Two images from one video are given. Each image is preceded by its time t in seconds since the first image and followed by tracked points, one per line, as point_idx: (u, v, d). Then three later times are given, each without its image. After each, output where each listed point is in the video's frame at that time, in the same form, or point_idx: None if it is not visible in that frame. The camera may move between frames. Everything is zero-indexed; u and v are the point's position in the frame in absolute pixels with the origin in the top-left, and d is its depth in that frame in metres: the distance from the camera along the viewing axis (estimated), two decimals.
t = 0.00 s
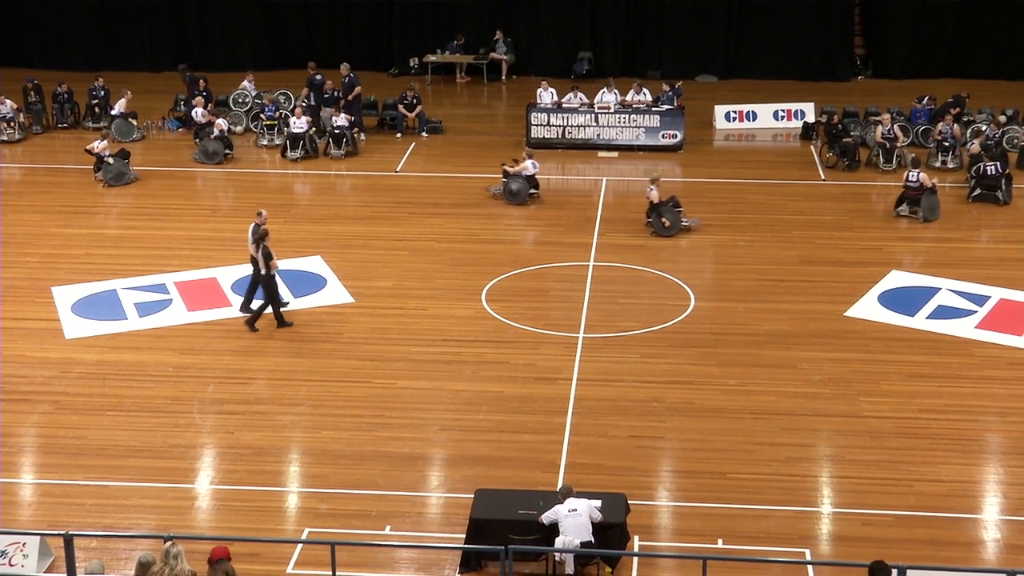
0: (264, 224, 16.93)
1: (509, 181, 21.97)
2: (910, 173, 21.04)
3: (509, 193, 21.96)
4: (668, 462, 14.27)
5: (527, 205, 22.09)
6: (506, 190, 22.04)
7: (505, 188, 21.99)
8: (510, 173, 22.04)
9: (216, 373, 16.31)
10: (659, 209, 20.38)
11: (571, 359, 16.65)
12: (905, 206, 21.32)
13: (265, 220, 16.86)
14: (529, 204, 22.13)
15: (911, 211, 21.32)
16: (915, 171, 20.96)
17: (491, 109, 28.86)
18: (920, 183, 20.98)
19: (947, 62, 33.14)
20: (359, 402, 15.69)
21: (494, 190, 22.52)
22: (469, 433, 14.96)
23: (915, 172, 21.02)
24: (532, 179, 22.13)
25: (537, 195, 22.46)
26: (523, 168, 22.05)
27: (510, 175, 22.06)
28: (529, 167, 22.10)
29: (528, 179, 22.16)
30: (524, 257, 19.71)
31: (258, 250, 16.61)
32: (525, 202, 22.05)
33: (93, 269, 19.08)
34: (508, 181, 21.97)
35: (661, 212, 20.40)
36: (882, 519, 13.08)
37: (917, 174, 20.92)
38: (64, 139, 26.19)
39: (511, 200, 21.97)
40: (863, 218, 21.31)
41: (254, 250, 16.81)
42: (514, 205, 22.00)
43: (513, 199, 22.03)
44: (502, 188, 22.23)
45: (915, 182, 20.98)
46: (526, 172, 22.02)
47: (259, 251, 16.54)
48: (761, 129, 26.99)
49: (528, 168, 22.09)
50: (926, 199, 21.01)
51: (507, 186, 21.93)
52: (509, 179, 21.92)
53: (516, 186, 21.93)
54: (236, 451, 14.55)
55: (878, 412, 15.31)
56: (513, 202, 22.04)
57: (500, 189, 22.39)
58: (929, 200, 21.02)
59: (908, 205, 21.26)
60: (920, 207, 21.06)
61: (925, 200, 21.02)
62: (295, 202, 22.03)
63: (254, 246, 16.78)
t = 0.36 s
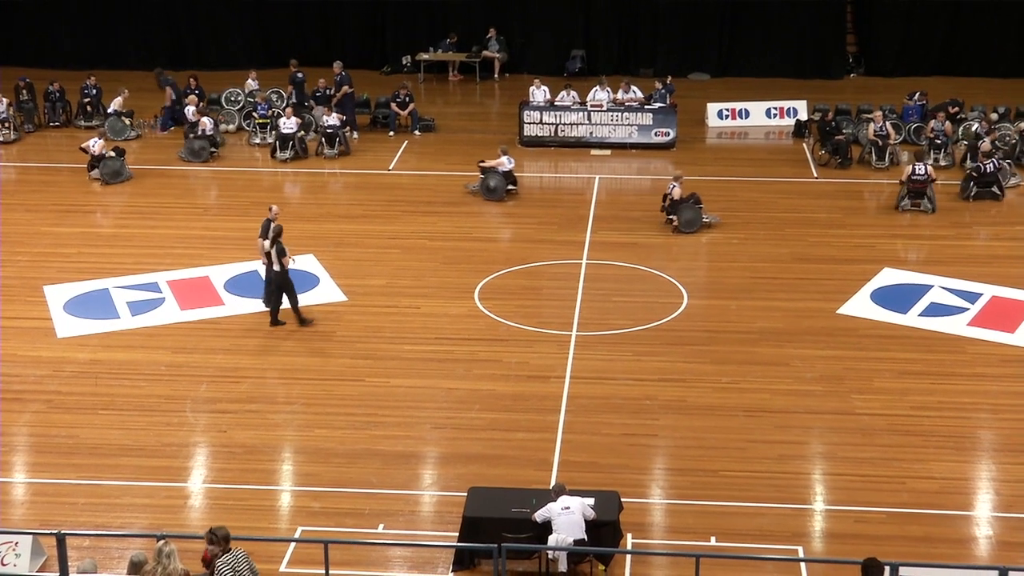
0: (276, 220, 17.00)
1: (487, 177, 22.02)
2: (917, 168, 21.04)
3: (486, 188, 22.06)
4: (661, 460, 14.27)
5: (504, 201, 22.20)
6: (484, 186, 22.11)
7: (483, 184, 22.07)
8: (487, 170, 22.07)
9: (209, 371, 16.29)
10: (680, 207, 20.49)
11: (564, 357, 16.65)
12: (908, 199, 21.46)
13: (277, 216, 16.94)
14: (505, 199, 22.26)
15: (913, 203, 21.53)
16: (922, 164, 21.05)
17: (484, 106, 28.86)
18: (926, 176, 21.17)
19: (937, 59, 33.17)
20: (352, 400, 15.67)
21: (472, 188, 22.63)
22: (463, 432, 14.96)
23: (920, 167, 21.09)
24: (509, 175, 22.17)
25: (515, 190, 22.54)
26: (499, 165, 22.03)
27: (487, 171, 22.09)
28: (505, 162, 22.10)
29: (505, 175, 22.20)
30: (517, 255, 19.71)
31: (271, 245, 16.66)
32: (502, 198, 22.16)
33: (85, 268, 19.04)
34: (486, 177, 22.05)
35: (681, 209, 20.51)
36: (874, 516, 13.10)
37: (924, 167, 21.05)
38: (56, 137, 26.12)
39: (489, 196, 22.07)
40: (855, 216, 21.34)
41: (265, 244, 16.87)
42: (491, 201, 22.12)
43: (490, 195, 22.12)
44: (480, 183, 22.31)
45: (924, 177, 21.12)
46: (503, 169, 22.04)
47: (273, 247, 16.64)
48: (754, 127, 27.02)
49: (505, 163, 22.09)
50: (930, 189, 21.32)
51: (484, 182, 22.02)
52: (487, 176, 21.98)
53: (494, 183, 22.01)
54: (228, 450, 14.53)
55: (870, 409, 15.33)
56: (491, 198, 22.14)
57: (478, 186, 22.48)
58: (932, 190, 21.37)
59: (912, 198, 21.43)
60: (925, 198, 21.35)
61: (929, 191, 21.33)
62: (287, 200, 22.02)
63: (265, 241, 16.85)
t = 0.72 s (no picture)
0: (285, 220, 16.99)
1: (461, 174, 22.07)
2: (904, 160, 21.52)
3: (460, 184, 22.12)
4: (651, 458, 14.28)
5: (477, 198, 22.26)
6: (457, 182, 22.16)
7: (457, 181, 22.11)
8: (460, 166, 22.08)
9: (198, 370, 16.27)
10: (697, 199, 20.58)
11: (553, 356, 16.66)
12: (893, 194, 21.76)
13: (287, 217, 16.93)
14: (479, 196, 22.33)
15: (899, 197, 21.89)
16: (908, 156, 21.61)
17: (473, 105, 28.84)
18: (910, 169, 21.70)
19: (926, 57, 33.21)
20: (341, 399, 15.66)
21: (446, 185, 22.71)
22: (452, 430, 14.95)
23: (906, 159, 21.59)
24: (482, 172, 22.18)
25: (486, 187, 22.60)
26: (472, 161, 22.03)
27: (460, 167, 22.11)
28: (479, 159, 22.14)
29: (480, 171, 22.21)
30: (506, 253, 19.73)
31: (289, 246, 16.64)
32: (475, 195, 22.21)
33: (73, 268, 19.00)
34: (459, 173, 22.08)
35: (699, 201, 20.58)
36: (863, 513, 13.12)
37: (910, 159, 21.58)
38: (44, 137, 26.04)
39: (462, 193, 22.12)
40: (844, 213, 21.38)
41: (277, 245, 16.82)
42: (464, 198, 22.19)
43: (464, 191, 22.18)
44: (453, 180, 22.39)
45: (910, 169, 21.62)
46: (475, 166, 22.04)
47: (286, 244, 16.69)
48: (743, 125, 27.05)
49: (478, 160, 22.10)
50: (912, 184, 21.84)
51: (458, 178, 22.07)
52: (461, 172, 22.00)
53: (467, 180, 22.04)
54: (218, 449, 14.51)
55: (859, 406, 15.35)
56: (464, 194, 22.20)
57: (452, 182, 22.55)
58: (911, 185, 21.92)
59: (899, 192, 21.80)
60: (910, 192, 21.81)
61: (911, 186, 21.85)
62: (276, 199, 21.99)
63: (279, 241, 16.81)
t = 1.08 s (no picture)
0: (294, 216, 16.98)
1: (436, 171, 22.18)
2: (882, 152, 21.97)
3: (433, 182, 22.22)
4: (640, 456, 14.30)
5: (451, 195, 22.39)
6: (431, 179, 22.27)
7: (431, 177, 22.22)
8: (434, 163, 22.28)
9: (186, 370, 16.25)
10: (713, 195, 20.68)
11: (541, 354, 16.66)
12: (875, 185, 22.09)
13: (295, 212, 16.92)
14: (452, 193, 22.43)
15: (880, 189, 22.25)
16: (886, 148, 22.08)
17: (461, 104, 28.84)
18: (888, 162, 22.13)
19: (913, 54, 33.27)
20: (330, 398, 15.65)
21: (419, 182, 22.81)
22: (440, 429, 14.95)
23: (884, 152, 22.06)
24: (456, 168, 22.38)
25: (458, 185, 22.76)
26: (447, 158, 22.27)
27: (435, 164, 22.29)
28: (452, 156, 22.37)
29: (453, 168, 22.38)
30: (494, 252, 19.74)
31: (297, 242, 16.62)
32: (449, 191, 22.35)
33: (60, 268, 18.96)
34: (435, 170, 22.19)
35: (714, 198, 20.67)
36: (852, 510, 13.15)
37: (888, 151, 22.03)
38: (31, 137, 25.97)
39: (436, 189, 22.24)
40: (833, 211, 21.42)
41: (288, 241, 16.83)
42: (438, 194, 22.29)
43: (437, 188, 22.30)
44: (427, 177, 22.49)
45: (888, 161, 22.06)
46: (449, 162, 22.26)
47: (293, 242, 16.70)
48: (731, 123, 27.08)
49: (452, 157, 22.34)
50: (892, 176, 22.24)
51: (432, 175, 22.19)
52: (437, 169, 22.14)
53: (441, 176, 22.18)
54: (206, 449, 14.49)
55: (847, 404, 15.38)
56: (438, 191, 22.33)
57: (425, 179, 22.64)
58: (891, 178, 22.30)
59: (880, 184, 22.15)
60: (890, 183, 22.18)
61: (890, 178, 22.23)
62: (264, 198, 21.98)
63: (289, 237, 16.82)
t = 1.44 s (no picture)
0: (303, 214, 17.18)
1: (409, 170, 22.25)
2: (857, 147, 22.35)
3: (407, 180, 22.30)
4: (629, 456, 14.31)
5: (423, 193, 22.45)
6: (405, 177, 22.35)
7: (404, 176, 22.31)
8: (408, 161, 22.33)
9: (175, 371, 16.23)
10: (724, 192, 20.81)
11: (530, 354, 16.67)
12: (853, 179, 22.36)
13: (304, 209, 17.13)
14: (425, 191, 22.51)
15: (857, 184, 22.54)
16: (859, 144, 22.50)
17: (449, 104, 28.84)
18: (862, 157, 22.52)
19: (902, 54, 33.36)
20: (318, 399, 15.63)
21: (392, 181, 22.86)
22: (429, 429, 14.94)
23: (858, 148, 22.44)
24: (429, 167, 22.43)
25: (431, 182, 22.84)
26: (419, 157, 22.32)
27: (407, 163, 22.34)
28: (425, 154, 22.42)
29: (426, 166, 22.44)
30: (483, 251, 19.74)
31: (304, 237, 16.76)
32: (422, 189, 22.40)
33: (48, 269, 18.91)
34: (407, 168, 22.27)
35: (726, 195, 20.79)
36: (840, 509, 13.17)
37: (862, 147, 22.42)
38: (18, 138, 25.90)
39: (410, 188, 22.32)
40: (821, 210, 21.46)
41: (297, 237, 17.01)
42: (411, 193, 22.37)
43: (410, 186, 22.38)
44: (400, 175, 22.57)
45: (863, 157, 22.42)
46: (423, 160, 22.31)
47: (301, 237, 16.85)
48: (719, 122, 27.13)
49: (424, 155, 22.39)
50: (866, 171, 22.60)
51: (405, 173, 22.27)
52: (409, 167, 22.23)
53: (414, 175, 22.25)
54: (195, 450, 14.46)
55: (836, 403, 15.40)
56: (411, 188, 22.41)
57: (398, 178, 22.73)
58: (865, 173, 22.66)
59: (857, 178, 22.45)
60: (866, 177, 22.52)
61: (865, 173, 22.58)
62: (252, 198, 21.97)
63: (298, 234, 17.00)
